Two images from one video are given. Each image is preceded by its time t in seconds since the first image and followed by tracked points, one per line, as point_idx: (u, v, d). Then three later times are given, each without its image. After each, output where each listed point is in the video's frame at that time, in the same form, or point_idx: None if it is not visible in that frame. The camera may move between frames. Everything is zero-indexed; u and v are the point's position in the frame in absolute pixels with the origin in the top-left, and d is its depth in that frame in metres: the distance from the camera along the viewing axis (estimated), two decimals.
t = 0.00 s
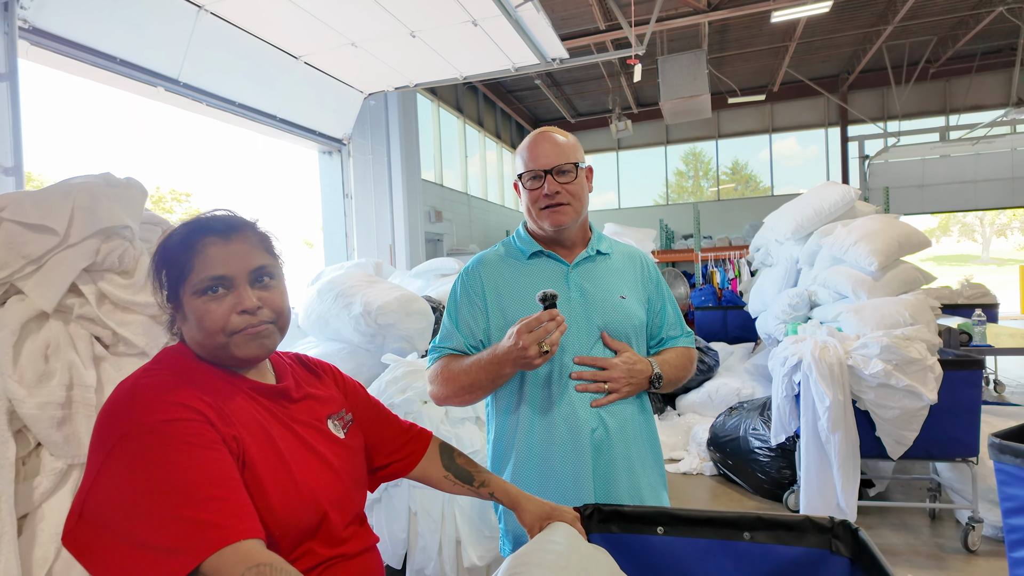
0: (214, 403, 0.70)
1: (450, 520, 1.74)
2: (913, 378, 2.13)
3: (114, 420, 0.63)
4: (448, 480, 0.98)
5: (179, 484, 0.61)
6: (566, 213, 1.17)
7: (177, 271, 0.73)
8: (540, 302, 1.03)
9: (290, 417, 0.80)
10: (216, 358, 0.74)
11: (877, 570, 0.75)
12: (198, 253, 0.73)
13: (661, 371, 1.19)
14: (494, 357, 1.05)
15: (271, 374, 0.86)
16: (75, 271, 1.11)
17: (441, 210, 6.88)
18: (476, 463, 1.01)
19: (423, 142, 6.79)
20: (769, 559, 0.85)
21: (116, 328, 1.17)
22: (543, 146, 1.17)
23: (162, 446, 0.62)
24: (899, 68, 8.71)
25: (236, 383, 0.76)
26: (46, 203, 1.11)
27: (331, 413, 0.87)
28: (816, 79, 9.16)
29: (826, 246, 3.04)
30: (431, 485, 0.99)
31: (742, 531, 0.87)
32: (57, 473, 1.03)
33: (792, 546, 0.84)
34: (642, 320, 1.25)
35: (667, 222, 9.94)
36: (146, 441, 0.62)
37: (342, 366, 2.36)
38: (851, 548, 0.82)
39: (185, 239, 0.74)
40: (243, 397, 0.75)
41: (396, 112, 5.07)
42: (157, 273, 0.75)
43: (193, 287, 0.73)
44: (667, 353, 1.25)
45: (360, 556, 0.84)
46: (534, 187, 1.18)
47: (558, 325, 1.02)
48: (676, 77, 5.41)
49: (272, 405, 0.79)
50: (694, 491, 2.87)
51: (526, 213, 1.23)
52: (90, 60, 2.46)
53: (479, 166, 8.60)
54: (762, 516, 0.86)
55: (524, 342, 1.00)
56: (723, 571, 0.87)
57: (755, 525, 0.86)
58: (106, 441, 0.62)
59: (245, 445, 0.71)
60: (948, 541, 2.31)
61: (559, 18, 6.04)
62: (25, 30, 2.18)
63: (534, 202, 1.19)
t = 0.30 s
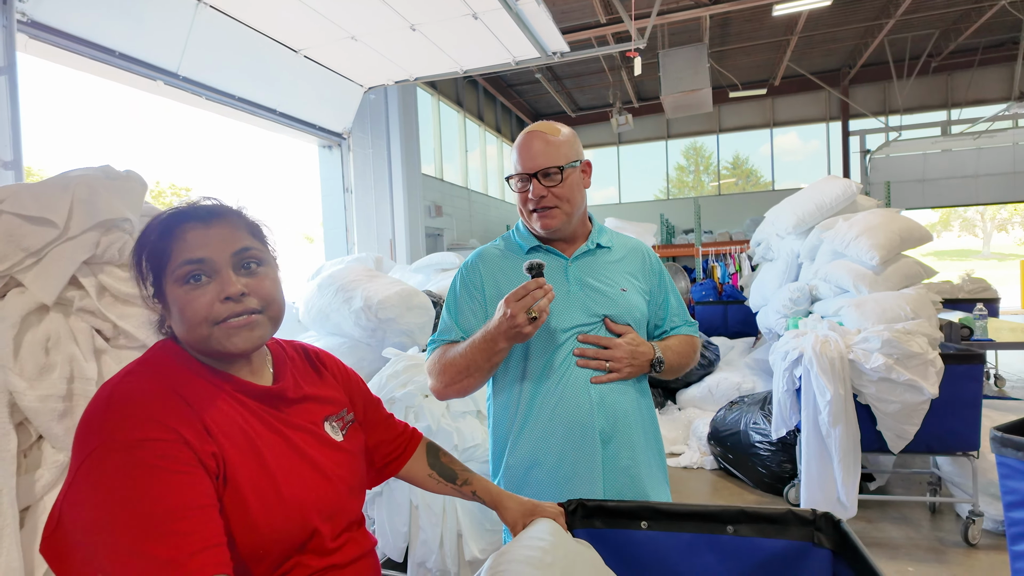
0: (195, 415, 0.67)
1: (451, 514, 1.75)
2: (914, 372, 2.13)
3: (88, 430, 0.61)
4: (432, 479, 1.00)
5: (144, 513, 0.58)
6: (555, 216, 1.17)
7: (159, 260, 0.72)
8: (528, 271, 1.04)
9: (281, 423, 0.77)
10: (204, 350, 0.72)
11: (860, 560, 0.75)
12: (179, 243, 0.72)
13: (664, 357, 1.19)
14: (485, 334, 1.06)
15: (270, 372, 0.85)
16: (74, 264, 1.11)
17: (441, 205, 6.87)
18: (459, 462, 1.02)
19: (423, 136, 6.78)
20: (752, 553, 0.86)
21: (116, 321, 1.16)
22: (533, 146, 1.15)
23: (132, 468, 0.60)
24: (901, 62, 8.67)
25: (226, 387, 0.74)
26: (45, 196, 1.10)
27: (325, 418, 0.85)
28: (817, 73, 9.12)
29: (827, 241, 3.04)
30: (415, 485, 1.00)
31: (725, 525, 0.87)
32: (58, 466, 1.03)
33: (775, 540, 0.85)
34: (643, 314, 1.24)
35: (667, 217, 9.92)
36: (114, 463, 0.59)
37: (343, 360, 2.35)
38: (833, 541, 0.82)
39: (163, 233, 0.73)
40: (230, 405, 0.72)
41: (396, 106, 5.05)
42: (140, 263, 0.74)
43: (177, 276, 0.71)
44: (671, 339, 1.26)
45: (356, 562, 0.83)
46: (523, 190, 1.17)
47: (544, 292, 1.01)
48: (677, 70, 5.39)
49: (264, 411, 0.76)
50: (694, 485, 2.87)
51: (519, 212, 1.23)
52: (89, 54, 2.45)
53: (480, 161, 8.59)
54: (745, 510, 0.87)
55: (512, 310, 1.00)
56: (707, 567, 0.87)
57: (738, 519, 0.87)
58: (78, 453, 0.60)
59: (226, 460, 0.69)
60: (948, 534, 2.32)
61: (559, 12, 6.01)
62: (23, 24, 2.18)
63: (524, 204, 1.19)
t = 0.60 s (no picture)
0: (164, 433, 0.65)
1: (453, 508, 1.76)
2: (916, 366, 2.13)
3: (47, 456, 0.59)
4: (417, 481, 1.00)
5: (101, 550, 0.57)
6: (551, 212, 1.17)
7: (174, 266, 0.65)
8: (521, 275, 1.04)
9: (265, 427, 0.75)
10: (214, 363, 0.69)
11: (844, 552, 0.77)
12: (208, 251, 0.67)
13: (665, 354, 1.18)
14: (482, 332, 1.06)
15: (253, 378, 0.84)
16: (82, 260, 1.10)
17: (443, 199, 6.86)
18: (445, 464, 1.04)
19: (424, 131, 6.76)
20: (739, 548, 0.87)
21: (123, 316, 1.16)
22: (529, 141, 1.15)
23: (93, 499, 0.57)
24: (905, 56, 8.62)
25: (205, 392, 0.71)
26: (50, 191, 1.09)
27: (310, 419, 0.83)
28: (820, 66, 9.08)
29: (830, 235, 3.03)
30: (400, 486, 1.01)
31: (711, 521, 0.88)
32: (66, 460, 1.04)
33: (761, 534, 0.86)
34: (643, 309, 1.24)
35: (669, 211, 9.89)
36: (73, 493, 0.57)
37: (345, 355, 2.36)
38: (817, 534, 0.84)
39: (171, 237, 0.65)
40: (209, 414, 0.69)
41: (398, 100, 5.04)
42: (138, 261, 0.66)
43: (207, 285, 0.66)
44: (674, 333, 1.25)
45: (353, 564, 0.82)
46: (519, 185, 1.17)
47: (538, 296, 1.01)
48: (680, 64, 5.36)
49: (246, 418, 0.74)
50: (695, 479, 2.88)
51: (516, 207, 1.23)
52: (92, 48, 2.45)
53: (481, 155, 8.57)
54: (731, 506, 0.88)
55: (506, 315, 1.00)
56: (693, 563, 0.88)
57: (724, 515, 0.88)
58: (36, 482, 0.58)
59: (205, 476, 0.66)
60: (950, 529, 2.33)
61: (562, 5, 5.98)
62: (26, 19, 2.18)
63: (520, 199, 1.19)
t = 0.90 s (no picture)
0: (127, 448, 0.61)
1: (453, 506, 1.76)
2: (916, 363, 2.13)
3: None
4: (399, 489, 1.01)
5: None
6: (547, 208, 1.17)
7: (190, 253, 0.67)
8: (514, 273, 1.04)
9: (228, 436, 0.73)
10: (213, 354, 0.71)
11: (836, 546, 0.79)
12: (227, 240, 0.70)
13: (663, 359, 1.20)
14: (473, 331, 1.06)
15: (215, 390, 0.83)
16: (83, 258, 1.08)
17: (444, 196, 6.86)
18: (427, 471, 1.05)
19: (426, 127, 6.76)
20: (731, 542, 0.88)
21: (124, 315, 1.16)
22: (522, 137, 1.15)
23: (51, 528, 0.54)
24: (907, 51, 8.58)
25: (164, 403, 0.68)
26: (48, 189, 1.08)
27: (275, 425, 0.82)
28: (823, 62, 9.03)
29: (830, 232, 3.02)
30: (380, 494, 1.01)
31: (704, 516, 0.89)
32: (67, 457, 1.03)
33: (753, 529, 0.88)
34: (637, 309, 1.25)
35: (671, 208, 9.87)
36: (26, 524, 0.53)
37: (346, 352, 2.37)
38: (809, 528, 0.85)
39: (180, 226, 0.67)
40: (174, 428, 0.68)
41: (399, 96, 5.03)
42: (139, 248, 0.65)
43: (227, 272, 0.70)
44: (670, 338, 1.27)
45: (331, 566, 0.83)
46: (513, 182, 1.17)
47: (530, 296, 1.02)
48: (681, 60, 5.35)
49: (210, 428, 0.72)
50: (696, 476, 2.89)
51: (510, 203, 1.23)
52: (93, 47, 2.46)
53: (483, 152, 8.56)
54: (724, 501, 0.89)
55: (497, 314, 1.01)
56: (687, 558, 0.89)
57: (717, 510, 0.89)
58: None
59: (171, 492, 0.64)
60: (950, 525, 2.33)
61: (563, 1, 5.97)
62: (27, 16, 2.18)
63: (515, 195, 1.19)
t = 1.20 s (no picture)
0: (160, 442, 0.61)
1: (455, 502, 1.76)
2: (916, 360, 2.13)
3: (19, 479, 0.53)
4: (391, 493, 1.02)
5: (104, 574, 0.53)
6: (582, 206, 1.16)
7: (200, 237, 0.68)
8: (521, 283, 1.02)
9: (239, 436, 0.74)
10: (227, 338, 0.72)
11: (837, 542, 0.79)
12: (229, 226, 0.72)
13: (662, 347, 1.21)
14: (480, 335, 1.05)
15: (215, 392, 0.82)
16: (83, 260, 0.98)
17: (445, 193, 6.86)
18: (419, 475, 1.06)
19: (426, 124, 6.76)
20: (733, 539, 0.88)
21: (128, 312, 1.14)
22: (555, 133, 1.14)
23: (87, 515, 0.53)
24: (909, 48, 8.56)
25: (180, 400, 0.68)
26: (48, 187, 1.00)
27: (275, 428, 0.83)
28: (823, 59, 9.01)
29: (831, 229, 3.02)
30: (373, 498, 1.02)
31: (706, 513, 0.89)
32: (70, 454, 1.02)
33: (754, 525, 0.88)
34: (637, 303, 1.26)
35: (672, 205, 9.86)
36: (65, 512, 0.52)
37: (347, 349, 2.37)
38: (810, 525, 0.86)
39: (187, 216, 0.68)
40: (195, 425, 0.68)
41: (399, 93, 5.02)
42: (151, 238, 0.66)
43: (235, 255, 0.72)
44: (665, 327, 1.27)
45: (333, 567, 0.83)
46: (562, 176, 1.13)
47: (538, 306, 1.01)
48: (682, 56, 5.33)
49: (222, 428, 0.72)
50: (697, 473, 2.89)
51: (536, 201, 1.17)
52: (94, 43, 2.46)
53: (483, 149, 8.55)
54: (726, 498, 0.89)
55: (504, 325, 1.00)
56: (688, 555, 0.89)
57: (719, 507, 0.89)
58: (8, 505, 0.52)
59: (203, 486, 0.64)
60: (950, 522, 2.34)
61: None
62: (27, 13, 2.18)
63: (555, 191, 1.14)
